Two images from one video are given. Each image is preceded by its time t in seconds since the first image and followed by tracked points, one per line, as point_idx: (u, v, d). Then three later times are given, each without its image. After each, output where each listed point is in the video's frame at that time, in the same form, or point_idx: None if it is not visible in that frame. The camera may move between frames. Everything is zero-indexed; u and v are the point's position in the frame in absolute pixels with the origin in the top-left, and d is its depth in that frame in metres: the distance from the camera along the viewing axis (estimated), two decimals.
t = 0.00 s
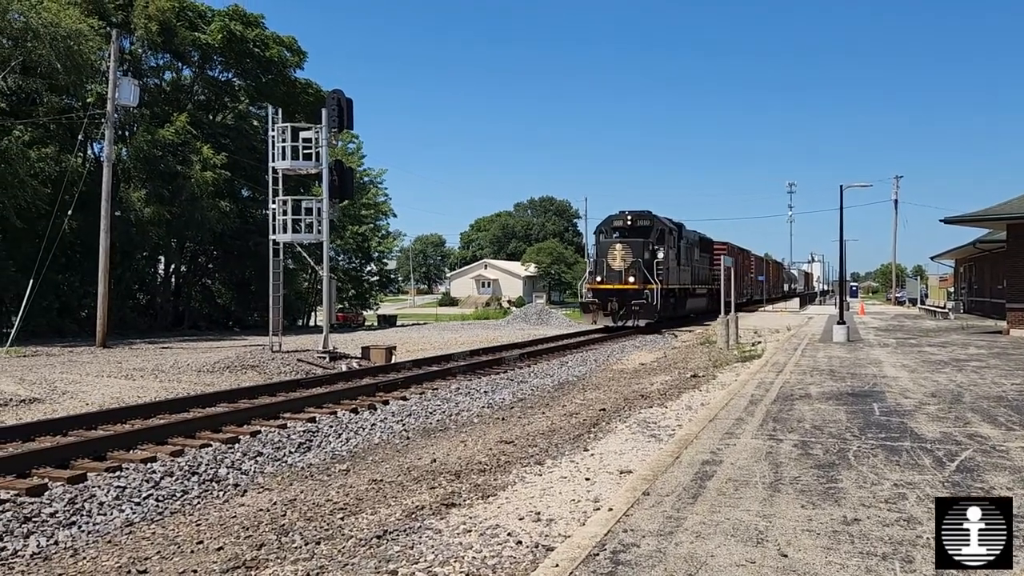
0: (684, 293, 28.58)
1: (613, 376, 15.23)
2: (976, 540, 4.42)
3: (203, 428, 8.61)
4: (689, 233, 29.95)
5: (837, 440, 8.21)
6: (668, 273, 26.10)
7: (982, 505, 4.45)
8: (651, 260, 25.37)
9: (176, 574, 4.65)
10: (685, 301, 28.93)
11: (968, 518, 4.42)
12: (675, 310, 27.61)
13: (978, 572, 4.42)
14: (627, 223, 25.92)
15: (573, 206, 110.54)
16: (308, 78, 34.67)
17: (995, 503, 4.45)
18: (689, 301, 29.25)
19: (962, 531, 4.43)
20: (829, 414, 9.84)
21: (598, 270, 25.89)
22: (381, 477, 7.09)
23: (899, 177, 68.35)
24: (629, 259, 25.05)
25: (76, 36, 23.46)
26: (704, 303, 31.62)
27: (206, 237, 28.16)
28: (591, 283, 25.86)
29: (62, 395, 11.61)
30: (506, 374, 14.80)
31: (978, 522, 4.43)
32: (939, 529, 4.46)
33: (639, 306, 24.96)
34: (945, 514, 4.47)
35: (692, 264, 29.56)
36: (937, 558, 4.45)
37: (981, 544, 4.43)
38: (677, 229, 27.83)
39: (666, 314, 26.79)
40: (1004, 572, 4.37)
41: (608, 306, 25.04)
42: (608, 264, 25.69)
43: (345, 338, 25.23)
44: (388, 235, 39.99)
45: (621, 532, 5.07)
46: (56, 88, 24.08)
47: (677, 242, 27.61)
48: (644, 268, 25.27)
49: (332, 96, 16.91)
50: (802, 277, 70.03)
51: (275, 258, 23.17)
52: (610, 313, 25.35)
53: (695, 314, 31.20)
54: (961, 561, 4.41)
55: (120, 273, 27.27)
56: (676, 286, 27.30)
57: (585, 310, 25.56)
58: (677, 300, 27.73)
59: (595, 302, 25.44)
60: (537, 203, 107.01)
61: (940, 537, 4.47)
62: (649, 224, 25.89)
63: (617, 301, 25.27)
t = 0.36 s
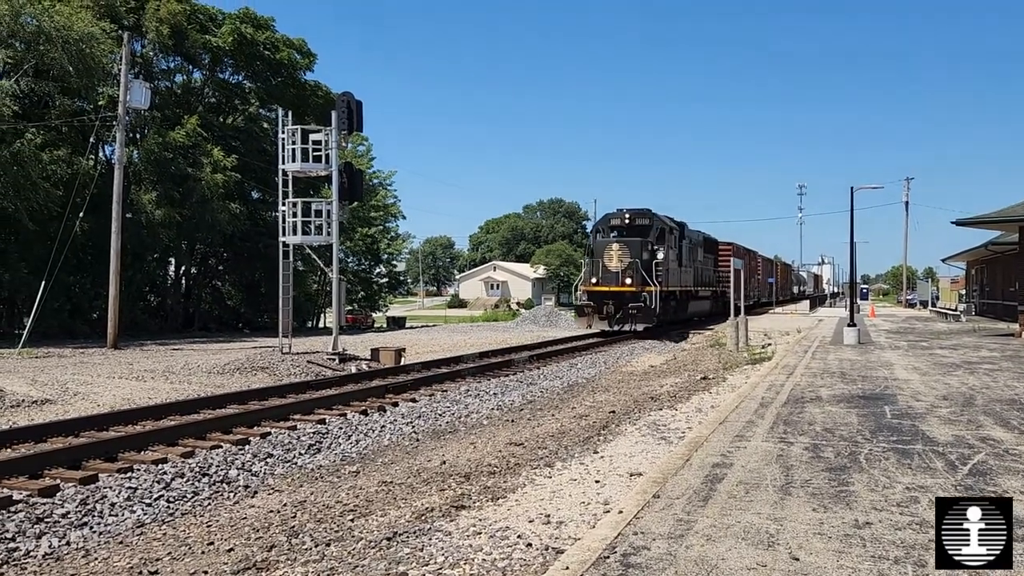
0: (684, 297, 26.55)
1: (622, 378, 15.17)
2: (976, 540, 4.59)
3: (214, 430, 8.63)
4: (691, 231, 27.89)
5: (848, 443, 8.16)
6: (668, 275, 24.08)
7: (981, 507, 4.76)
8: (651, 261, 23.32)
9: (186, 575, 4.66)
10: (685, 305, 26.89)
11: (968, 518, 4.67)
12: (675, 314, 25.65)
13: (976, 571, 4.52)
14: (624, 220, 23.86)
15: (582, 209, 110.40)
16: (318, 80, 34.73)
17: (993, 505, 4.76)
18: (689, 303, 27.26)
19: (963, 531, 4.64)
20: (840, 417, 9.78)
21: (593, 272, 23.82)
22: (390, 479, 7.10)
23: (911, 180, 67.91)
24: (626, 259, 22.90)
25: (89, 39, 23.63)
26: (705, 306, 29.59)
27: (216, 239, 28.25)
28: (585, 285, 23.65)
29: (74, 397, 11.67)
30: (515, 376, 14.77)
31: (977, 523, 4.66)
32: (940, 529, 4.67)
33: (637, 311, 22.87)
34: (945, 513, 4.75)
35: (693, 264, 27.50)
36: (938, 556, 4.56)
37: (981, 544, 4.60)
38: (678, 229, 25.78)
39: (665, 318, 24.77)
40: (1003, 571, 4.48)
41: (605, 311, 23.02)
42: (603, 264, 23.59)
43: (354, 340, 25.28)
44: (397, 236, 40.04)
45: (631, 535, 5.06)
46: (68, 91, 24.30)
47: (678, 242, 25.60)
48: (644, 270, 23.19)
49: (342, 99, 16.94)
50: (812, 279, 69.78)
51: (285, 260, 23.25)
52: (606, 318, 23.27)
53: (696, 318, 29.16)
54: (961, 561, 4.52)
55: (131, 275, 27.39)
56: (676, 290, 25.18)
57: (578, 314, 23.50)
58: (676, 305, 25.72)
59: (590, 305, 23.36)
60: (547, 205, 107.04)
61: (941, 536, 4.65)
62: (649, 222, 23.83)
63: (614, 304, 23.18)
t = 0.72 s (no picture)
0: (684, 301, 25.67)
1: (633, 382, 15.12)
2: (976, 540, 4.66)
3: (225, 432, 8.66)
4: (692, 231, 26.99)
5: (860, 447, 8.12)
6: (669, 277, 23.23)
7: (981, 508, 4.89)
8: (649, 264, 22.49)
9: None
10: (686, 308, 26.02)
11: (967, 518, 4.79)
12: (675, 318, 24.76)
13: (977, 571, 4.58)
14: (622, 219, 23.07)
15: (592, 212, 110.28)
16: (328, 84, 34.83)
17: (993, 506, 4.89)
18: (691, 307, 26.41)
19: (962, 530, 4.73)
20: (852, 421, 9.72)
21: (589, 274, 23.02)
22: (400, 482, 7.10)
23: (922, 182, 67.56)
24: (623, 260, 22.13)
25: (102, 44, 23.78)
26: (707, 310, 28.61)
27: (227, 242, 28.38)
28: (580, 288, 22.90)
29: (86, 400, 11.73)
30: (525, 379, 14.75)
31: (977, 523, 4.76)
32: (940, 528, 4.78)
33: (633, 315, 22.06)
34: (946, 514, 4.90)
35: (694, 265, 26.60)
36: (939, 554, 4.62)
37: (982, 544, 4.66)
38: (678, 229, 24.91)
39: (664, 323, 23.94)
40: (1003, 571, 4.52)
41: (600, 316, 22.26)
42: (599, 266, 22.79)
43: (365, 343, 25.33)
44: (407, 240, 40.12)
45: (642, 539, 5.04)
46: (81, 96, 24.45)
47: (678, 243, 24.72)
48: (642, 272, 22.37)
49: (352, 103, 16.99)
50: (823, 282, 69.48)
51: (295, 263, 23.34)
52: (601, 322, 22.52)
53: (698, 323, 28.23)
54: (962, 560, 4.57)
55: (143, 278, 27.55)
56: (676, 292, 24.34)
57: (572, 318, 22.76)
58: (676, 308, 24.87)
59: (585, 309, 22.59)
60: (556, 208, 107.04)
61: (942, 537, 4.75)
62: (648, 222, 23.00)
63: (610, 308, 22.40)
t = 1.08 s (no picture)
0: (686, 304, 24.16)
1: (644, 385, 15.07)
2: (977, 540, 4.32)
3: (238, 435, 8.69)
4: (694, 230, 25.47)
5: (874, 452, 8.05)
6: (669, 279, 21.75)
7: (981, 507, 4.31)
8: (648, 265, 20.98)
9: None
10: (688, 312, 24.52)
11: (968, 518, 4.29)
12: (676, 324, 23.20)
13: (976, 569, 4.39)
14: (618, 217, 21.55)
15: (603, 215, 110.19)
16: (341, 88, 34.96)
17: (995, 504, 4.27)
18: (693, 311, 24.93)
19: (962, 531, 4.34)
20: (866, 425, 9.64)
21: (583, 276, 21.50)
22: (413, 485, 7.11)
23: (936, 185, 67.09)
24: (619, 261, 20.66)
25: (117, 49, 24.00)
26: (711, 313, 27.08)
27: (240, 245, 28.52)
28: (573, 291, 21.40)
29: (100, 402, 11.81)
30: (536, 382, 14.73)
31: (978, 523, 4.29)
32: (939, 529, 4.39)
33: (630, 320, 20.58)
34: (945, 514, 4.34)
35: (697, 266, 25.09)
36: (937, 556, 4.41)
37: (981, 544, 4.33)
38: (679, 228, 23.41)
39: (663, 328, 22.44)
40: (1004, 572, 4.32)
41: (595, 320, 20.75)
42: (594, 268, 21.26)
43: (376, 346, 25.40)
44: (419, 243, 40.22)
45: (655, 543, 5.02)
46: (96, 100, 24.66)
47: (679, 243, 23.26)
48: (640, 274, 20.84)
49: (364, 107, 17.06)
50: (835, 285, 69.17)
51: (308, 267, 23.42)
52: (595, 328, 21.00)
53: (701, 327, 26.70)
54: (961, 561, 4.37)
55: (156, 281, 27.73)
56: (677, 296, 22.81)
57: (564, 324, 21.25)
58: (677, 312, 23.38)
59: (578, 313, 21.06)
60: (568, 211, 107.07)
61: (940, 536, 4.40)
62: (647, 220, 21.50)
63: (606, 312, 20.87)
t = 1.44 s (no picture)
0: (687, 308, 22.94)
1: (659, 389, 15.02)
2: (977, 540, 4.59)
3: (253, 439, 8.73)
4: (698, 228, 24.17)
5: (891, 457, 7.98)
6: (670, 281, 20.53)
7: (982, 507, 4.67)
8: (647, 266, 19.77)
9: None
10: (690, 316, 23.28)
11: (968, 517, 4.63)
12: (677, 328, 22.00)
13: (977, 571, 4.59)
14: (615, 216, 20.35)
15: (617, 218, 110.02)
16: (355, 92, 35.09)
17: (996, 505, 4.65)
18: (696, 315, 23.72)
19: (963, 531, 4.63)
20: (883, 430, 9.56)
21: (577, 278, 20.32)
22: (426, 489, 7.11)
23: (953, 187, 66.51)
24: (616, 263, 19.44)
25: (134, 55, 24.24)
26: (714, 317, 25.83)
27: (255, 249, 28.66)
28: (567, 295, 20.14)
29: (117, 405, 11.91)
30: (550, 386, 14.70)
31: (978, 523, 4.62)
32: (939, 529, 4.69)
33: (626, 326, 19.39)
34: (945, 514, 4.71)
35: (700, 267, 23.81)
36: (938, 556, 4.66)
37: (981, 544, 4.59)
38: (680, 226, 22.16)
39: (663, 333, 21.26)
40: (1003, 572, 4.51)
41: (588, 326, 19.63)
42: (589, 269, 20.07)
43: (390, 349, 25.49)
44: (433, 247, 40.31)
45: (670, 549, 4.99)
46: (113, 105, 24.90)
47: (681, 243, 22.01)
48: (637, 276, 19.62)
49: (378, 110, 17.12)
50: (851, 289, 68.78)
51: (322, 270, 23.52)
52: (589, 334, 19.84)
53: (704, 332, 25.45)
54: (961, 560, 4.59)
55: (172, 285, 27.95)
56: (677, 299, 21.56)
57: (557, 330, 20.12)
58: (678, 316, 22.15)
59: (571, 318, 19.90)
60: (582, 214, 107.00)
61: (941, 537, 4.69)
62: (646, 219, 20.32)
63: (600, 317, 19.70)
